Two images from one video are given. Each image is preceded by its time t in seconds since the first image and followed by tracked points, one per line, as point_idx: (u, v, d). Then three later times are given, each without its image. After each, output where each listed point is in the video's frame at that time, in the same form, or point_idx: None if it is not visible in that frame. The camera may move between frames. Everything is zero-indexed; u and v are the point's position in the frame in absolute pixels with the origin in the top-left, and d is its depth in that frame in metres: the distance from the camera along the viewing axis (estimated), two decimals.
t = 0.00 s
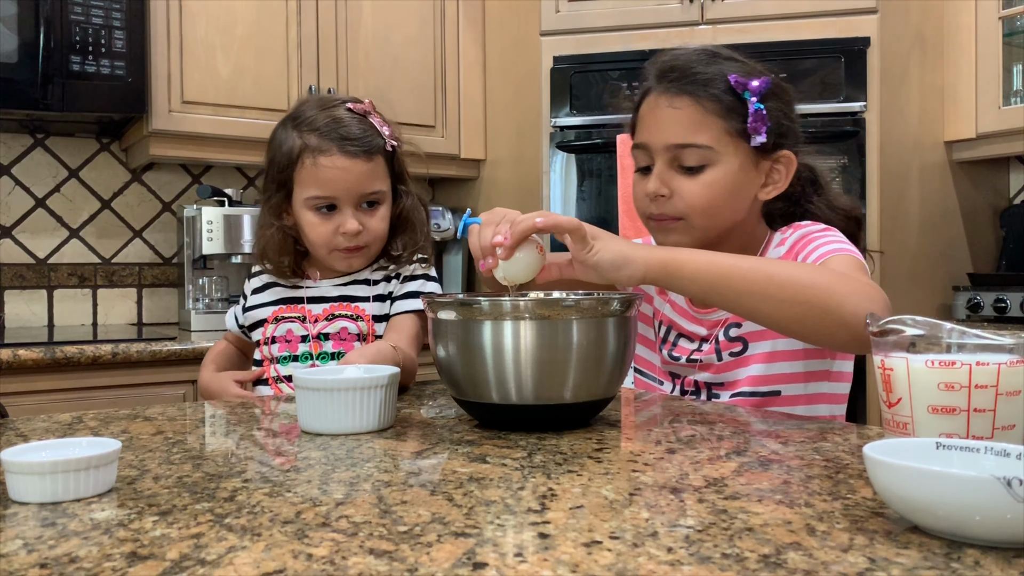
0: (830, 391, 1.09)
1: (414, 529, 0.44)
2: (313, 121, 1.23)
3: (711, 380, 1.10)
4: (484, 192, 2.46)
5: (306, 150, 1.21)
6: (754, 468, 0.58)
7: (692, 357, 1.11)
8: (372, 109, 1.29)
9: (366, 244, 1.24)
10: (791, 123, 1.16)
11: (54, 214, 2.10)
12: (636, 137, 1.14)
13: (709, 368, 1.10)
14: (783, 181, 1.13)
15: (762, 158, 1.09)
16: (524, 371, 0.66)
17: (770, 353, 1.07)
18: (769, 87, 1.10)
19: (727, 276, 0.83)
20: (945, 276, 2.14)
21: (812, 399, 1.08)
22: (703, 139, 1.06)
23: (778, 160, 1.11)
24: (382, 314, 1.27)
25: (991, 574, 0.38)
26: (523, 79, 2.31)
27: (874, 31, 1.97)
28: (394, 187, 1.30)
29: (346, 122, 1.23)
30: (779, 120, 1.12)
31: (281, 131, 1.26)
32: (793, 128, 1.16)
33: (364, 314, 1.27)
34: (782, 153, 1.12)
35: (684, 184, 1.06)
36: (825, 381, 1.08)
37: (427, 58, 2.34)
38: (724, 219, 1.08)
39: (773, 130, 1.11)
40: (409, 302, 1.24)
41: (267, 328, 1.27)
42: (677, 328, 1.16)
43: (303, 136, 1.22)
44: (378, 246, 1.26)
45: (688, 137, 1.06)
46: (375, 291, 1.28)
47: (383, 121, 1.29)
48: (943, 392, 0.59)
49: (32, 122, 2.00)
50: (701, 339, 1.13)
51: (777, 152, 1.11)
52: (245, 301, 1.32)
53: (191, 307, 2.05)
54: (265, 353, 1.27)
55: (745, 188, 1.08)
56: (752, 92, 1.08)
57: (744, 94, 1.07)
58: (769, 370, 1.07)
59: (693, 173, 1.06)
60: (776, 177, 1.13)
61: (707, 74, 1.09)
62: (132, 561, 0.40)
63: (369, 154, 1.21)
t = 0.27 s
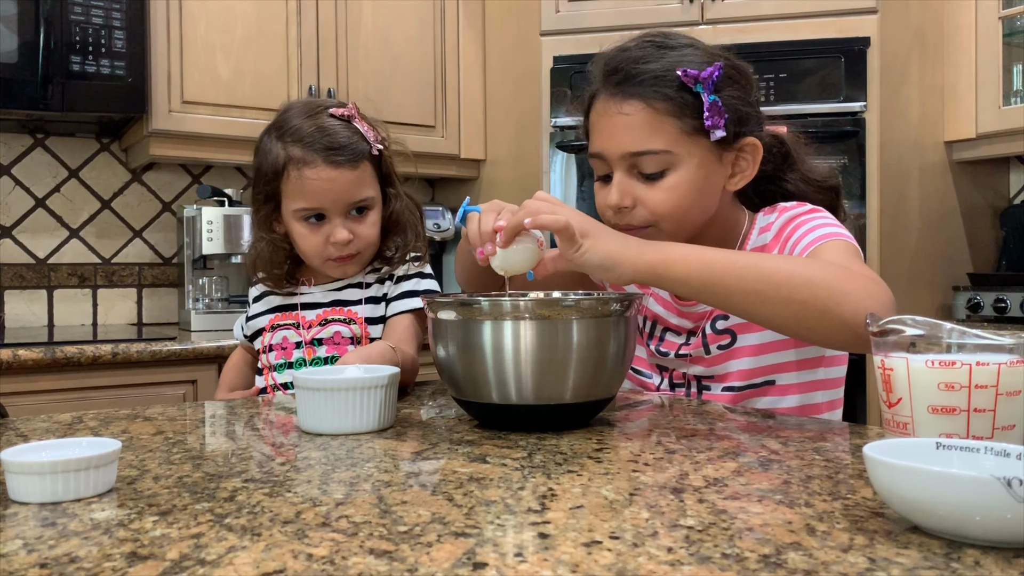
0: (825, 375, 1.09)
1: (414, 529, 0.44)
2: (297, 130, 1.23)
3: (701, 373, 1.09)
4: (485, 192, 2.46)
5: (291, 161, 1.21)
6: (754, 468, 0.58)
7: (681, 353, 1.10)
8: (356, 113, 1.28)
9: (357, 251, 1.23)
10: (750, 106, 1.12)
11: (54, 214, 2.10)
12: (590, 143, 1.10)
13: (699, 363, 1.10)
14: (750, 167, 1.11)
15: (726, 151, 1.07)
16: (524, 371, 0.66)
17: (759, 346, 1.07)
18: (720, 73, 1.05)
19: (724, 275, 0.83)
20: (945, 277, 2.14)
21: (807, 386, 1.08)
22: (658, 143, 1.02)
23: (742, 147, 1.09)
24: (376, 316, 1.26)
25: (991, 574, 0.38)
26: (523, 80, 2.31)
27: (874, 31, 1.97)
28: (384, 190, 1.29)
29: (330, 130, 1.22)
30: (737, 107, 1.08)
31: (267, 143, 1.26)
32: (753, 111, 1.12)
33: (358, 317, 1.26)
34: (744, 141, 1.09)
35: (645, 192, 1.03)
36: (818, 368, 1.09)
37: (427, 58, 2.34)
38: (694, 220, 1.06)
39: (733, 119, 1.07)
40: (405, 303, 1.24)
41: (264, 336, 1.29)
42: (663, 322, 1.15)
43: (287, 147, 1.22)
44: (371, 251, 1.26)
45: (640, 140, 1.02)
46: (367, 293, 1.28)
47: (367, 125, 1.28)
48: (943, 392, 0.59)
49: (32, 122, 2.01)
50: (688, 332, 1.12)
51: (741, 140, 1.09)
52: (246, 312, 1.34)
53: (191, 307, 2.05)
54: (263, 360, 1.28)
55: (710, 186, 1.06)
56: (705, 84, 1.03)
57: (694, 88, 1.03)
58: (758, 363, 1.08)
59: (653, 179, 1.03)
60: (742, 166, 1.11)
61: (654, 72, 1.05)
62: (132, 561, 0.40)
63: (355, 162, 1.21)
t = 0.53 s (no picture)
0: (833, 376, 1.08)
1: (414, 529, 0.44)
2: (288, 139, 1.22)
3: (706, 375, 1.10)
4: (484, 192, 2.46)
5: (282, 171, 1.21)
6: (754, 468, 0.58)
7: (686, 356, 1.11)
8: (347, 118, 1.28)
9: (351, 259, 1.23)
10: (751, 102, 1.12)
11: (54, 214, 2.10)
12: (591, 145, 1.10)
13: (705, 365, 1.10)
14: (753, 167, 1.12)
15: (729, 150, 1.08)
16: (524, 371, 0.66)
17: (765, 347, 1.07)
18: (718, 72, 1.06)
19: (722, 273, 0.83)
20: (945, 277, 2.14)
21: (814, 388, 1.08)
22: (661, 143, 1.02)
23: (745, 145, 1.10)
24: (373, 318, 1.28)
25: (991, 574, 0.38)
26: (523, 80, 2.31)
27: (874, 31, 1.97)
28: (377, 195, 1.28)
29: (321, 138, 1.22)
30: (738, 104, 1.08)
31: (257, 152, 1.25)
32: (754, 108, 1.12)
33: (355, 320, 1.27)
34: (746, 138, 1.09)
35: (649, 194, 1.03)
36: (827, 369, 1.08)
37: (427, 58, 2.34)
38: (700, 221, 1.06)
39: (733, 117, 1.07)
40: (402, 304, 1.24)
41: (260, 342, 1.28)
42: (667, 324, 1.15)
43: (278, 157, 1.21)
44: (365, 258, 1.26)
45: (642, 141, 1.02)
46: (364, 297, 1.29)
47: (358, 130, 1.28)
48: (943, 391, 0.59)
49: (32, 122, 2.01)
50: (693, 334, 1.12)
51: (744, 137, 1.09)
52: (241, 318, 1.33)
53: (191, 307, 2.05)
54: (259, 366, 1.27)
55: (714, 185, 1.06)
56: (705, 83, 1.03)
57: (694, 87, 1.03)
58: (764, 364, 1.07)
59: (657, 179, 1.03)
60: (746, 163, 1.12)
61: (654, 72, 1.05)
62: (132, 561, 0.40)
63: (347, 170, 1.20)
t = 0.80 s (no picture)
0: (837, 374, 1.08)
1: (414, 529, 0.44)
2: (277, 149, 1.22)
3: (712, 372, 1.10)
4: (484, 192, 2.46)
5: (273, 181, 1.20)
6: (755, 468, 0.58)
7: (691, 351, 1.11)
8: (335, 125, 1.28)
9: (348, 266, 1.23)
10: (756, 93, 1.13)
11: (54, 214, 2.10)
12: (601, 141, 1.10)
13: (710, 361, 1.10)
14: (762, 157, 1.12)
15: (738, 141, 1.08)
16: (524, 370, 0.66)
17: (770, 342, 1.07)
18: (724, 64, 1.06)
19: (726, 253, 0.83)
20: (945, 277, 2.14)
21: (820, 384, 1.07)
22: (672, 134, 1.02)
23: (753, 136, 1.10)
24: (371, 320, 1.27)
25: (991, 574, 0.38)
26: (523, 79, 2.31)
27: (874, 31, 1.97)
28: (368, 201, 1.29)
29: (310, 146, 1.22)
30: (745, 96, 1.09)
31: (246, 163, 1.25)
32: (759, 99, 1.13)
33: (352, 322, 1.27)
34: (754, 129, 1.10)
35: (661, 185, 1.03)
36: (832, 365, 1.07)
37: (427, 58, 2.34)
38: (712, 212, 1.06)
39: (741, 108, 1.08)
40: (399, 303, 1.24)
41: (258, 348, 1.28)
42: (672, 321, 1.16)
43: (267, 168, 1.21)
44: (360, 265, 1.26)
45: (653, 132, 1.03)
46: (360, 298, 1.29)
47: (346, 136, 1.28)
48: (943, 392, 0.59)
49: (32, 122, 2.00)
50: (698, 330, 1.13)
51: (752, 128, 1.10)
52: (235, 327, 1.33)
53: (191, 307, 2.05)
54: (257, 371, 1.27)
55: (725, 175, 1.06)
56: (712, 75, 1.03)
57: (702, 78, 1.03)
58: (769, 360, 1.07)
59: (669, 171, 1.03)
60: (754, 154, 1.12)
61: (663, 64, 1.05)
62: (132, 561, 0.40)
63: (339, 177, 1.21)
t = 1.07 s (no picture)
0: (836, 373, 1.08)
1: (414, 529, 0.44)
2: (281, 134, 1.25)
3: (713, 367, 1.09)
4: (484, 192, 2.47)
5: (281, 161, 1.22)
6: (754, 468, 0.58)
7: (692, 346, 1.11)
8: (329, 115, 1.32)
9: (359, 246, 1.24)
10: (751, 85, 1.12)
11: (54, 214, 2.10)
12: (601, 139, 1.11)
13: (711, 356, 1.10)
14: (758, 147, 1.11)
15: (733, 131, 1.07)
16: (524, 371, 0.66)
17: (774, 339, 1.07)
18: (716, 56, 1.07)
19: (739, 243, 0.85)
20: (945, 277, 2.14)
21: (820, 382, 1.07)
22: (666, 126, 1.02)
23: (748, 126, 1.09)
24: (370, 321, 1.28)
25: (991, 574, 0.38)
26: (523, 79, 2.31)
27: (874, 31, 1.98)
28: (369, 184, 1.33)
29: (314, 127, 1.25)
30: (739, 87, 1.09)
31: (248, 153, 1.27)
32: (755, 90, 1.13)
33: (352, 324, 1.27)
34: (749, 120, 1.09)
35: (658, 177, 1.03)
36: (833, 364, 1.08)
37: (427, 58, 2.34)
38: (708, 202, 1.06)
39: (735, 99, 1.07)
40: (397, 302, 1.24)
41: (256, 349, 1.28)
42: (673, 316, 1.16)
43: (275, 149, 1.23)
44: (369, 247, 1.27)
45: (648, 123, 1.03)
46: (360, 299, 1.29)
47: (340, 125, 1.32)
48: (943, 392, 0.59)
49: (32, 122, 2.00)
50: (699, 325, 1.13)
51: (746, 117, 1.09)
52: (230, 327, 1.32)
53: (191, 307, 2.05)
54: (256, 373, 1.27)
55: (720, 166, 1.06)
56: (703, 67, 1.04)
57: (692, 70, 1.04)
58: (771, 357, 1.07)
59: (663, 163, 1.03)
60: (751, 145, 1.11)
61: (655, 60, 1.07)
62: (132, 561, 0.40)
63: (346, 153, 1.24)
